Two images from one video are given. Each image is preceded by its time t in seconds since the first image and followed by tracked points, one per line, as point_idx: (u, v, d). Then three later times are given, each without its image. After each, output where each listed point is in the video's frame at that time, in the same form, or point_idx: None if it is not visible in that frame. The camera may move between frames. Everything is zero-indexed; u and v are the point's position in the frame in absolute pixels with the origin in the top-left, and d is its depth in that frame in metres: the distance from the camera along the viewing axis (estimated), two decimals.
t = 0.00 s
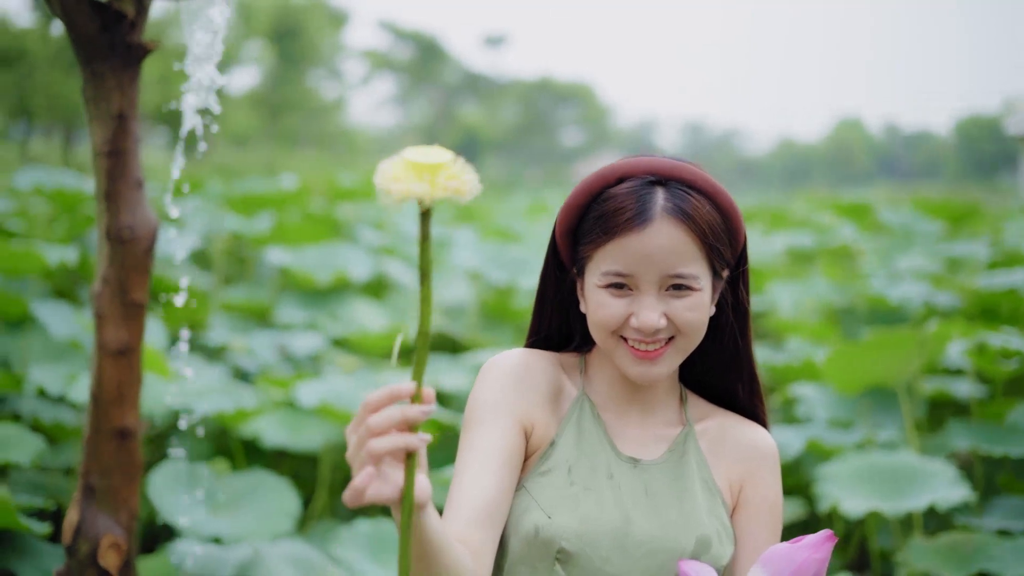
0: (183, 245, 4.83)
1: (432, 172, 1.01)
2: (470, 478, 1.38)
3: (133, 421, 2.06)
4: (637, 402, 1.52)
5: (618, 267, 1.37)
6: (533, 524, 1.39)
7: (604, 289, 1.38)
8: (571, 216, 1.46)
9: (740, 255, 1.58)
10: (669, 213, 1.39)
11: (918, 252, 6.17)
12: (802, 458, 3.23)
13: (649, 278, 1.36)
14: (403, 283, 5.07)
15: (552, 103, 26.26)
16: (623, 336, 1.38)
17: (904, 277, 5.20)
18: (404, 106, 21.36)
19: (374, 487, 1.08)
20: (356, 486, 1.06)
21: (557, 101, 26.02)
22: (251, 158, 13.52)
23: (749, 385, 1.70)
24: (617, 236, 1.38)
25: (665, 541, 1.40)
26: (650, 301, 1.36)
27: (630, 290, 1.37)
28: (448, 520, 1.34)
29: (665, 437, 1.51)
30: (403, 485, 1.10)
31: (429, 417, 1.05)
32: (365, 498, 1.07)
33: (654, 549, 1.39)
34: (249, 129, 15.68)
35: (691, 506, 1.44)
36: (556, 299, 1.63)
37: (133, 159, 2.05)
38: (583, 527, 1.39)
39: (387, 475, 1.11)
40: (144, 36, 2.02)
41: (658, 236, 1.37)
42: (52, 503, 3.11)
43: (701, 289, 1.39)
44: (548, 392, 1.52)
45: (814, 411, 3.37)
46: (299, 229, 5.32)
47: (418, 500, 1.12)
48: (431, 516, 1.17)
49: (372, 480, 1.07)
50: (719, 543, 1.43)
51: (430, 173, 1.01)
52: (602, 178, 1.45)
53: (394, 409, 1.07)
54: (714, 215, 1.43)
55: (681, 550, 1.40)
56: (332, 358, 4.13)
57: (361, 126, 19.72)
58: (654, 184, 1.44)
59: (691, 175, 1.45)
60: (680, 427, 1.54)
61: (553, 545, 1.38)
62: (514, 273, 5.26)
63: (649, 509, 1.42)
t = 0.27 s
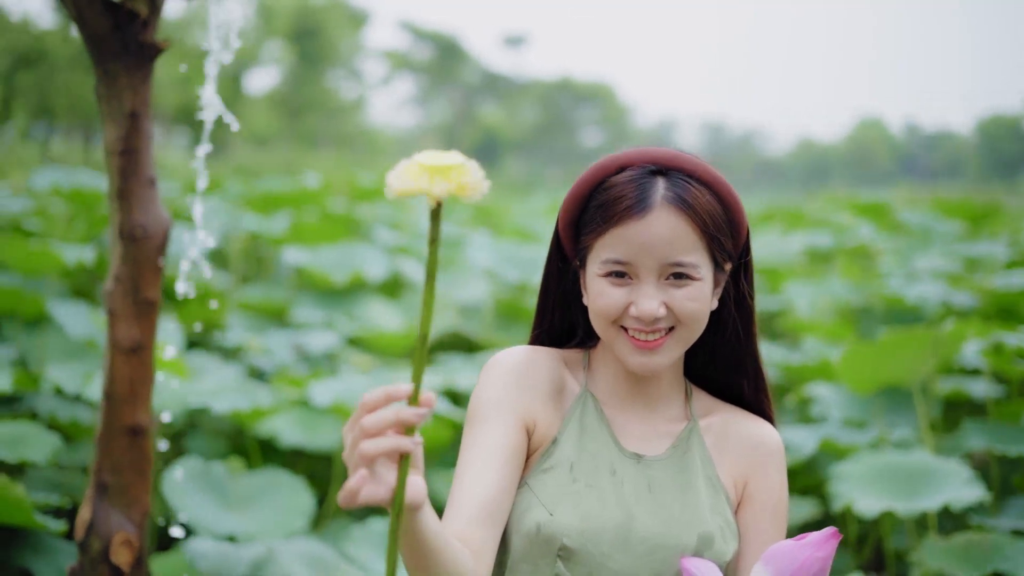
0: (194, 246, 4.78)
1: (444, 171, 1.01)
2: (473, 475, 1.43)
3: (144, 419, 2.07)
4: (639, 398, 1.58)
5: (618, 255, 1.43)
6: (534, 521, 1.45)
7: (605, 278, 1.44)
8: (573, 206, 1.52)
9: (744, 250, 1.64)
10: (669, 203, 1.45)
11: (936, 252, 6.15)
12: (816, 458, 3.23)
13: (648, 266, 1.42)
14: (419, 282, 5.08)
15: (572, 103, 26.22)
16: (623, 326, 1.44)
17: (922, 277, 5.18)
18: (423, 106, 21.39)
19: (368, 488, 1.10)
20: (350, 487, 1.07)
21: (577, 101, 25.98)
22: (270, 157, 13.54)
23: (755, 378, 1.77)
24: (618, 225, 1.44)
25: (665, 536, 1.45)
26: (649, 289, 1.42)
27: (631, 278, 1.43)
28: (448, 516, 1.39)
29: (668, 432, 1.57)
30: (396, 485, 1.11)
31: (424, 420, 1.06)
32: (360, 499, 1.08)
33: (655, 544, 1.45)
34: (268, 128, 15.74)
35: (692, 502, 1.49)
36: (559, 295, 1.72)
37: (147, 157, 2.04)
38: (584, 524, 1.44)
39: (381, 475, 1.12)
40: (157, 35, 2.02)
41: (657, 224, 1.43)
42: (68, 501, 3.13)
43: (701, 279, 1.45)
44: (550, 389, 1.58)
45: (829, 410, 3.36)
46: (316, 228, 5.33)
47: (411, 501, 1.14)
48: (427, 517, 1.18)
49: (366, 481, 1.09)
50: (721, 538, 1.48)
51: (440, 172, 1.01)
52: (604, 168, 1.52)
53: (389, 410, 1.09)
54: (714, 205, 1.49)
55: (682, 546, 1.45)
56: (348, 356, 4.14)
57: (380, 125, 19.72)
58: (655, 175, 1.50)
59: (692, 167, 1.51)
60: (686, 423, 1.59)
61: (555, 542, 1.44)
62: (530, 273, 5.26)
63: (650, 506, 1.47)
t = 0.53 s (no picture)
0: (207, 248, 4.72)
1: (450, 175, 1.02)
2: (469, 475, 1.43)
3: (154, 418, 2.08)
4: (641, 395, 1.57)
5: (617, 249, 1.42)
6: (533, 520, 1.43)
7: (603, 273, 1.43)
8: (572, 201, 1.51)
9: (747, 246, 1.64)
10: (668, 196, 1.44)
11: (952, 252, 6.13)
12: (828, 459, 3.22)
13: (646, 259, 1.41)
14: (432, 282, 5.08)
15: (587, 104, 26.23)
16: (621, 321, 1.42)
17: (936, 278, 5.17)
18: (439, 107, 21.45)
19: (367, 490, 1.12)
20: (350, 488, 1.10)
21: (593, 102, 25.98)
22: (287, 157, 13.59)
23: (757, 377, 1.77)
24: (616, 218, 1.43)
25: (667, 534, 1.44)
26: (648, 282, 1.41)
27: (629, 272, 1.42)
28: (446, 520, 1.38)
29: (668, 430, 1.56)
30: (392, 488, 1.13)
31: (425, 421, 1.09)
32: (359, 500, 1.10)
33: (655, 544, 1.43)
34: (285, 129, 15.82)
35: (694, 500, 1.47)
36: (558, 291, 1.73)
37: (156, 157, 2.06)
38: (584, 522, 1.43)
39: (380, 477, 1.14)
40: (167, 36, 2.03)
41: (656, 217, 1.42)
42: (80, 500, 3.13)
43: (700, 274, 1.44)
44: (550, 387, 1.57)
45: (840, 410, 3.35)
46: (328, 228, 5.34)
47: (409, 503, 1.16)
48: (426, 519, 1.21)
49: (365, 483, 1.11)
50: (723, 538, 1.47)
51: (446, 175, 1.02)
52: (603, 163, 1.52)
53: (390, 412, 1.12)
54: (714, 200, 1.48)
55: (683, 545, 1.44)
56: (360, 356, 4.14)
57: (396, 126, 19.75)
58: (654, 170, 1.49)
59: (692, 162, 1.51)
60: (687, 420, 1.58)
61: (554, 541, 1.43)
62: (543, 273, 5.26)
63: (651, 504, 1.46)
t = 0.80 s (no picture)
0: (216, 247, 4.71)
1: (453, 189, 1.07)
2: (467, 476, 1.53)
3: (163, 417, 2.09)
4: (638, 392, 1.66)
5: (613, 241, 1.51)
6: (533, 517, 1.53)
7: (601, 266, 1.52)
8: (571, 194, 1.60)
9: (743, 243, 1.74)
10: (663, 189, 1.53)
11: (966, 252, 6.10)
12: (837, 458, 3.24)
13: (641, 252, 1.50)
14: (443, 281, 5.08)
15: (603, 104, 26.13)
16: (617, 313, 1.51)
17: (949, 278, 5.15)
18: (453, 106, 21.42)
19: (366, 492, 1.16)
20: (349, 492, 1.13)
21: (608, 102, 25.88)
22: (301, 158, 13.58)
23: (754, 371, 1.87)
24: (613, 211, 1.52)
25: (664, 529, 1.53)
26: (643, 273, 1.49)
27: (625, 265, 1.51)
28: (445, 517, 1.49)
29: (666, 425, 1.65)
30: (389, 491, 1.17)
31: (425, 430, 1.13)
32: (358, 504, 1.14)
33: (653, 538, 1.52)
34: (299, 128, 15.82)
35: (691, 495, 1.56)
36: (557, 286, 1.82)
37: (164, 157, 2.07)
38: (581, 519, 1.52)
39: (377, 479, 1.18)
40: (175, 36, 2.05)
41: (650, 210, 1.51)
42: (92, 498, 3.15)
43: (695, 265, 1.52)
44: (549, 385, 1.66)
45: (850, 410, 3.36)
46: (340, 228, 5.35)
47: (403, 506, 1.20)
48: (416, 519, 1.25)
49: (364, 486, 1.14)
50: (720, 530, 1.55)
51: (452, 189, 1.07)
52: (600, 157, 1.61)
53: (388, 418, 1.15)
54: (709, 192, 1.57)
55: (680, 539, 1.53)
56: (371, 355, 4.15)
57: (410, 126, 19.73)
58: (650, 162, 1.58)
59: (689, 154, 1.59)
60: (686, 416, 1.67)
61: (553, 538, 1.52)
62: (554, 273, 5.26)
63: (648, 499, 1.55)
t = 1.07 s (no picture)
0: (229, 246, 4.72)
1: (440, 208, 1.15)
2: (463, 480, 1.54)
3: (172, 416, 2.10)
4: (635, 386, 1.67)
5: (607, 229, 1.52)
6: (532, 515, 1.54)
7: (595, 253, 1.53)
8: (570, 184, 1.62)
9: (741, 235, 1.76)
10: (657, 177, 1.54)
11: (980, 252, 6.08)
12: (848, 459, 3.23)
13: (635, 239, 1.51)
14: (455, 281, 5.09)
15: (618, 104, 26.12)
16: (611, 301, 1.52)
17: (962, 279, 5.14)
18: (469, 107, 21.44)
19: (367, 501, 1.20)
20: (351, 502, 1.18)
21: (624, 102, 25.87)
22: (317, 158, 13.61)
23: (751, 366, 1.87)
24: (608, 198, 1.54)
25: (663, 524, 1.53)
26: (636, 260, 1.50)
27: (619, 252, 1.52)
28: (441, 519, 1.50)
29: (664, 420, 1.65)
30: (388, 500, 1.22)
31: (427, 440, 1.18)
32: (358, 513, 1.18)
33: (652, 534, 1.53)
34: (316, 129, 15.85)
35: (691, 490, 1.56)
36: (557, 275, 1.84)
37: (174, 158, 2.08)
38: (579, 517, 1.53)
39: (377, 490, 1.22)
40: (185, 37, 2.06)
41: (644, 197, 1.52)
42: (104, 497, 3.16)
43: (689, 255, 1.53)
44: (547, 383, 1.67)
45: (860, 411, 3.36)
46: (353, 228, 5.37)
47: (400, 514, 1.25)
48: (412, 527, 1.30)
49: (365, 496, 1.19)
50: (719, 524, 1.55)
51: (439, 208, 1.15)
52: (599, 147, 1.62)
53: (389, 429, 1.19)
54: (705, 183, 1.58)
55: (679, 535, 1.53)
56: (383, 355, 4.16)
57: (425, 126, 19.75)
58: (647, 152, 1.60)
59: (686, 145, 1.60)
60: (686, 410, 1.68)
61: (553, 537, 1.53)
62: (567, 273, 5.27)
63: (648, 495, 1.55)
